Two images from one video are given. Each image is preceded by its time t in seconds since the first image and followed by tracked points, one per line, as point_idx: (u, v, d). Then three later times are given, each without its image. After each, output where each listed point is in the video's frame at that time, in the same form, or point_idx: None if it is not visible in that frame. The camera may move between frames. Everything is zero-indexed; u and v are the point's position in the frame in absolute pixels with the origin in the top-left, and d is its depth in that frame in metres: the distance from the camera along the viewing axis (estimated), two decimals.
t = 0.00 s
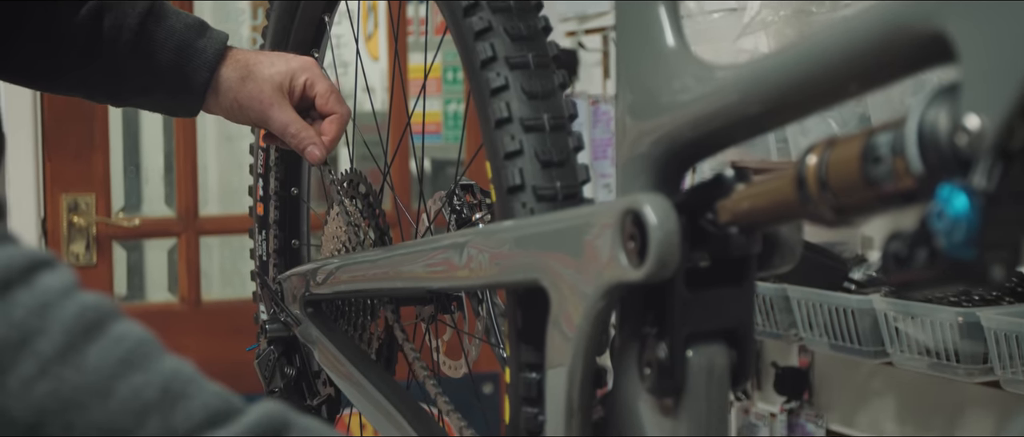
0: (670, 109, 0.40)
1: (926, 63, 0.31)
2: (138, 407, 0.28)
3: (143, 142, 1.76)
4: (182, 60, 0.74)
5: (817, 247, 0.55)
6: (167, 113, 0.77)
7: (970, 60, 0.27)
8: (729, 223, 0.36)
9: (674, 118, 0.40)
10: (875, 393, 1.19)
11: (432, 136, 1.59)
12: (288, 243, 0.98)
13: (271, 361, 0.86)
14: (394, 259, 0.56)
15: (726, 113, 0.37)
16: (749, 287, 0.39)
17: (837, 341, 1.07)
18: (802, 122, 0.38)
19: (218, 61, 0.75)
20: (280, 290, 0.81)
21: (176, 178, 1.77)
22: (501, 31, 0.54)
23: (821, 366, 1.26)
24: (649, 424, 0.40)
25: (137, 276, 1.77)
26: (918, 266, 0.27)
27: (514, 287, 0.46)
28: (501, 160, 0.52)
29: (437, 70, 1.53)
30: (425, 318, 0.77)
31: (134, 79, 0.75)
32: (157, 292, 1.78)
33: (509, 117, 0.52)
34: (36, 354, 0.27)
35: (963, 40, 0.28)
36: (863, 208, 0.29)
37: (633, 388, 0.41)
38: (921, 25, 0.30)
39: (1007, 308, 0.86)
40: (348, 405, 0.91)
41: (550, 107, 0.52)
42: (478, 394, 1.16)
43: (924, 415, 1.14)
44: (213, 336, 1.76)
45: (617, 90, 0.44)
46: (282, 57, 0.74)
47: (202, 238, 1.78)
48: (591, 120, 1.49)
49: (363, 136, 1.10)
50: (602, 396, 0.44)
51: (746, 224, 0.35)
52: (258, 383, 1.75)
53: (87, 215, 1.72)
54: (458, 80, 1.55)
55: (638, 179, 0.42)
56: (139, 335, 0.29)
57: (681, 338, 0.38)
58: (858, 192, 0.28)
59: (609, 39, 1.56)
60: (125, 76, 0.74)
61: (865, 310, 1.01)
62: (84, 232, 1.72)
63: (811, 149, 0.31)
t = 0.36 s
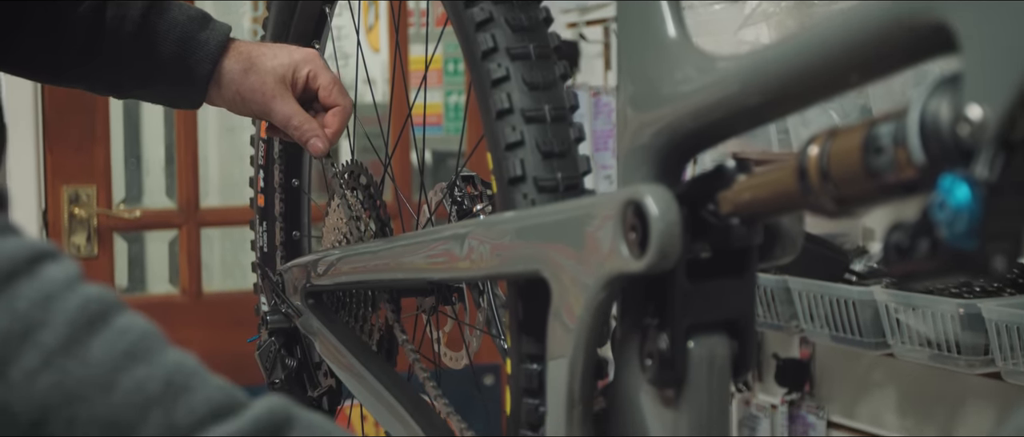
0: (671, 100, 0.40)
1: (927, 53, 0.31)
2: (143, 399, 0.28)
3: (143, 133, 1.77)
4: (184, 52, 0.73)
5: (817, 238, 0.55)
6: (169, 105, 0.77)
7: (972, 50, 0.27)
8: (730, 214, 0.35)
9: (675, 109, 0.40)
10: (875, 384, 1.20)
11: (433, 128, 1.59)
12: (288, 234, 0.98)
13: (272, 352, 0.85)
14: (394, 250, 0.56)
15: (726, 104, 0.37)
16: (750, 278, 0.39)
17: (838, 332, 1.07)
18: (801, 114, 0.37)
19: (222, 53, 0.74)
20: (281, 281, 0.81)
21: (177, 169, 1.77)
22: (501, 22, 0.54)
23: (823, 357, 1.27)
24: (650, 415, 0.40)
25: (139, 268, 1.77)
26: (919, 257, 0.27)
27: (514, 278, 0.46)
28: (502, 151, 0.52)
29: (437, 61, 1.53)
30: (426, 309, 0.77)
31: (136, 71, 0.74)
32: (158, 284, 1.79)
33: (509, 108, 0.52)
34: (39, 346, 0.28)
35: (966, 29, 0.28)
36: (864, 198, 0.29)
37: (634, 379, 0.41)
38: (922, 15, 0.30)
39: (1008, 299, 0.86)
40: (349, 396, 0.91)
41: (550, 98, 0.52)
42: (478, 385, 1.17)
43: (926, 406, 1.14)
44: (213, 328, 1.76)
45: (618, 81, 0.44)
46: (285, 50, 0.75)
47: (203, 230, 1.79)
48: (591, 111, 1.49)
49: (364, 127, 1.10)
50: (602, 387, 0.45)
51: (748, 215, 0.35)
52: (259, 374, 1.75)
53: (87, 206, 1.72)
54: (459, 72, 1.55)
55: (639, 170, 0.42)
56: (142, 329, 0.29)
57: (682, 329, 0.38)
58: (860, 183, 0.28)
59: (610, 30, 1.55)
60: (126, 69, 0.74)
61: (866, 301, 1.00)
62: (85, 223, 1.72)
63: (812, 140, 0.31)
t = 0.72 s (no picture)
0: (673, 93, 0.40)
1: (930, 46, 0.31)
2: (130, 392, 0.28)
3: (144, 125, 1.77)
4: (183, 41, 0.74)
5: (818, 231, 0.55)
6: (168, 97, 0.77)
7: (975, 42, 0.27)
8: (732, 207, 0.35)
9: (677, 102, 0.39)
10: (877, 377, 1.19)
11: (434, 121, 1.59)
12: (290, 227, 0.98)
13: (273, 345, 0.86)
14: (396, 243, 0.56)
15: (728, 97, 0.37)
16: (751, 270, 0.38)
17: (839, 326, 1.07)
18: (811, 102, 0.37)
19: (218, 46, 0.74)
20: (282, 274, 0.81)
21: (177, 162, 1.77)
22: (503, 14, 0.54)
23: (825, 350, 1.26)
24: (651, 408, 0.40)
25: (140, 261, 1.77)
26: (921, 250, 0.27)
27: (516, 271, 0.46)
28: (503, 144, 0.52)
29: (438, 55, 1.53)
30: (427, 302, 0.77)
31: (132, 66, 0.74)
32: (160, 277, 1.79)
33: (511, 101, 0.51)
34: (23, 339, 0.27)
35: (968, 21, 0.28)
36: (865, 191, 0.29)
37: (635, 371, 0.41)
38: (925, 7, 0.30)
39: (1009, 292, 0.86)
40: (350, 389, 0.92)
41: (552, 91, 0.52)
42: (479, 378, 1.17)
43: (927, 399, 1.14)
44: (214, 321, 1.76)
45: (619, 74, 0.44)
46: (282, 44, 0.75)
47: (204, 224, 1.79)
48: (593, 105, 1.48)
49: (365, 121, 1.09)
50: (604, 380, 0.45)
51: (749, 208, 0.35)
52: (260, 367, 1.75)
53: (88, 199, 1.72)
54: (459, 65, 1.55)
55: (641, 163, 0.42)
56: (127, 324, 0.29)
57: (684, 322, 0.38)
58: (861, 175, 0.28)
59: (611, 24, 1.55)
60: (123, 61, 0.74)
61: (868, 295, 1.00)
62: (86, 217, 1.72)
63: (814, 133, 0.31)
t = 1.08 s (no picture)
0: (675, 86, 0.40)
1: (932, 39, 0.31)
2: (80, 327, 0.32)
3: (145, 117, 1.76)
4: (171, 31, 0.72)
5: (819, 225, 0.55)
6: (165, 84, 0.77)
7: (978, 34, 0.27)
8: (733, 200, 0.35)
9: (678, 95, 0.39)
10: (880, 370, 1.19)
11: (436, 114, 1.59)
12: (291, 219, 0.97)
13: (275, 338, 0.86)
14: (398, 236, 0.56)
15: (729, 90, 0.37)
16: (753, 263, 0.38)
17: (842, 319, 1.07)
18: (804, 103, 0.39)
19: (209, 26, 0.73)
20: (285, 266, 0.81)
21: (180, 155, 1.79)
22: (504, 7, 0.54)
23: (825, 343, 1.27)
24: (654, 401, 0.40)
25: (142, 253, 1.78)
26: (924, 242, 0.27)
27: (518, 263, 0.46)
28: (505, 137, 0.52)
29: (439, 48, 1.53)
30: (429, 295, 0.77)
31: (124, 55, 0.74)
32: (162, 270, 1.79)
33: (513, 94, 0.51)
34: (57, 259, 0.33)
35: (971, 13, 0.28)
36: (868, 183, 0.28)
37: (637, 364, 0.42)
38: None
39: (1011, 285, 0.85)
40: (351, 383, 0.91)
41: (554, 84, 0.52)
42: (482, 371, 1.17)
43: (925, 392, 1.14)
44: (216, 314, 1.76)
45: (621, 67, 0.43)
46: (271, 24, 0.75)
47: (206, 216, 1.82)
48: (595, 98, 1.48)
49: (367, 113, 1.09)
50: (606, 373, 0.45)
51: (751, 201, 0.35)
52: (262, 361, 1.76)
53: (90, 192, 1.72)
54: (461, 58, 1.55)
55: (643, 155, 0.42)
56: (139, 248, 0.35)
57: (686, 315, 0.38)
58: (864, 168, 0.28)
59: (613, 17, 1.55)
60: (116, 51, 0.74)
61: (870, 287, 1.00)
62: (88, 210, 1.72)
63: (816, 125, 0.30)
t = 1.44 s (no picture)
0: (676, 76, 0.39)
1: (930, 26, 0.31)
2: (217, 158, 0.45)
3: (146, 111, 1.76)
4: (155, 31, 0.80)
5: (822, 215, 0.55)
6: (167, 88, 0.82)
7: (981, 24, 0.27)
8: (735, 190, 0.35)
9: (680, 85, 0.39)
10: (879, 360, 1.20)
11: (438, 105, 1.58)
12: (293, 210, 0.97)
13: (277, 329, 0.84)
14: (399, 226, 0.56)
15: (731, 79, 0.37)
16: (755, 253, 0.38)
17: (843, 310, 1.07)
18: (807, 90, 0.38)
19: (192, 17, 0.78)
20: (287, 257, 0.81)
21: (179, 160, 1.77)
22: None
23: (826, 334, 1.27)
24: (655, 392, 0.40)
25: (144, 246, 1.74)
26: (926, 232, 0.27)
27: (519, 254, 0.46)
28: (506, 128, 0.52)
29: (442, 39, 1.53)
30: (431, 286, 0.77)
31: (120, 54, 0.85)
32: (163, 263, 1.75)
33: (515, 84, 0.51)
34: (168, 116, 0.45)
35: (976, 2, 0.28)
36: (869, 173, 0.28)
37: (638, 354, 0.42)
38: None
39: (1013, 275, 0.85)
40: (353, 374, 0.91)
41: (556, 74, 0.52)
42: (483, 362, 1.17)
43: (924, 382, 1.14)
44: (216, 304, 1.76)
45: (623, 57, 0.43)
46: None
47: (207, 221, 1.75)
48: (597, 89, 1.48)
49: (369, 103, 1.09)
50: (607, 363, 0.45)
51: (752, 191, 0.35)
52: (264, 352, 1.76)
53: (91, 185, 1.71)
54: (464, 49, 1.55)
55: (644, 146, 0.41)
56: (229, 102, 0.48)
57: (687, 305, 0.38)
58: (866, 157, 0.28)
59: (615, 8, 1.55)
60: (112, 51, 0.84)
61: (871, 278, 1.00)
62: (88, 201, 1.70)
63: (818, 114, 0.30)
